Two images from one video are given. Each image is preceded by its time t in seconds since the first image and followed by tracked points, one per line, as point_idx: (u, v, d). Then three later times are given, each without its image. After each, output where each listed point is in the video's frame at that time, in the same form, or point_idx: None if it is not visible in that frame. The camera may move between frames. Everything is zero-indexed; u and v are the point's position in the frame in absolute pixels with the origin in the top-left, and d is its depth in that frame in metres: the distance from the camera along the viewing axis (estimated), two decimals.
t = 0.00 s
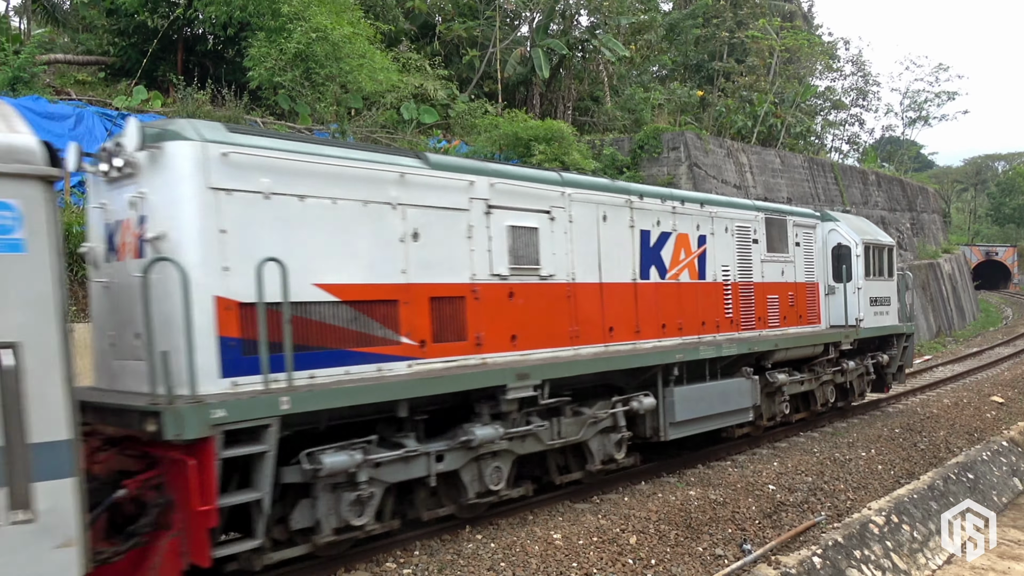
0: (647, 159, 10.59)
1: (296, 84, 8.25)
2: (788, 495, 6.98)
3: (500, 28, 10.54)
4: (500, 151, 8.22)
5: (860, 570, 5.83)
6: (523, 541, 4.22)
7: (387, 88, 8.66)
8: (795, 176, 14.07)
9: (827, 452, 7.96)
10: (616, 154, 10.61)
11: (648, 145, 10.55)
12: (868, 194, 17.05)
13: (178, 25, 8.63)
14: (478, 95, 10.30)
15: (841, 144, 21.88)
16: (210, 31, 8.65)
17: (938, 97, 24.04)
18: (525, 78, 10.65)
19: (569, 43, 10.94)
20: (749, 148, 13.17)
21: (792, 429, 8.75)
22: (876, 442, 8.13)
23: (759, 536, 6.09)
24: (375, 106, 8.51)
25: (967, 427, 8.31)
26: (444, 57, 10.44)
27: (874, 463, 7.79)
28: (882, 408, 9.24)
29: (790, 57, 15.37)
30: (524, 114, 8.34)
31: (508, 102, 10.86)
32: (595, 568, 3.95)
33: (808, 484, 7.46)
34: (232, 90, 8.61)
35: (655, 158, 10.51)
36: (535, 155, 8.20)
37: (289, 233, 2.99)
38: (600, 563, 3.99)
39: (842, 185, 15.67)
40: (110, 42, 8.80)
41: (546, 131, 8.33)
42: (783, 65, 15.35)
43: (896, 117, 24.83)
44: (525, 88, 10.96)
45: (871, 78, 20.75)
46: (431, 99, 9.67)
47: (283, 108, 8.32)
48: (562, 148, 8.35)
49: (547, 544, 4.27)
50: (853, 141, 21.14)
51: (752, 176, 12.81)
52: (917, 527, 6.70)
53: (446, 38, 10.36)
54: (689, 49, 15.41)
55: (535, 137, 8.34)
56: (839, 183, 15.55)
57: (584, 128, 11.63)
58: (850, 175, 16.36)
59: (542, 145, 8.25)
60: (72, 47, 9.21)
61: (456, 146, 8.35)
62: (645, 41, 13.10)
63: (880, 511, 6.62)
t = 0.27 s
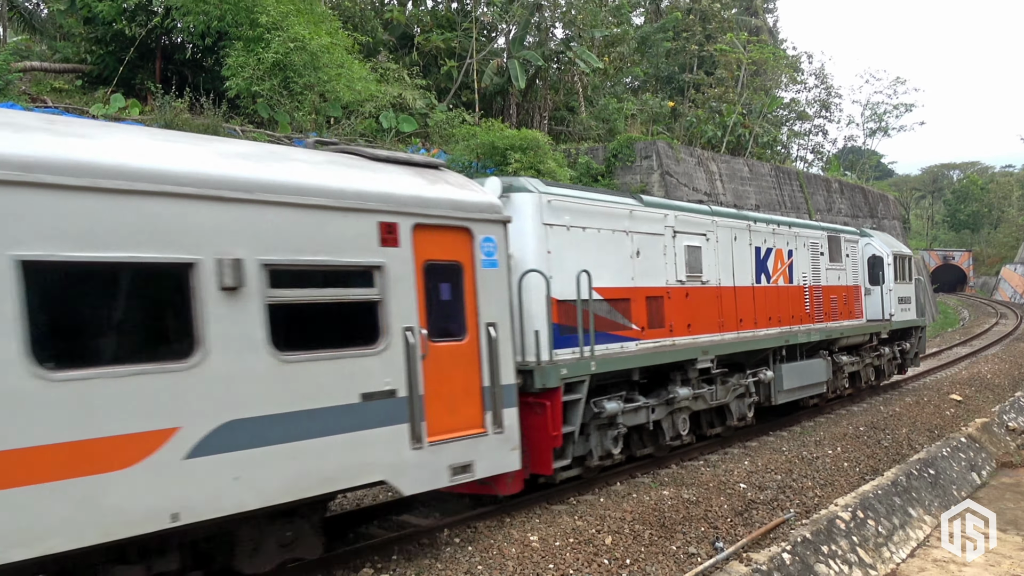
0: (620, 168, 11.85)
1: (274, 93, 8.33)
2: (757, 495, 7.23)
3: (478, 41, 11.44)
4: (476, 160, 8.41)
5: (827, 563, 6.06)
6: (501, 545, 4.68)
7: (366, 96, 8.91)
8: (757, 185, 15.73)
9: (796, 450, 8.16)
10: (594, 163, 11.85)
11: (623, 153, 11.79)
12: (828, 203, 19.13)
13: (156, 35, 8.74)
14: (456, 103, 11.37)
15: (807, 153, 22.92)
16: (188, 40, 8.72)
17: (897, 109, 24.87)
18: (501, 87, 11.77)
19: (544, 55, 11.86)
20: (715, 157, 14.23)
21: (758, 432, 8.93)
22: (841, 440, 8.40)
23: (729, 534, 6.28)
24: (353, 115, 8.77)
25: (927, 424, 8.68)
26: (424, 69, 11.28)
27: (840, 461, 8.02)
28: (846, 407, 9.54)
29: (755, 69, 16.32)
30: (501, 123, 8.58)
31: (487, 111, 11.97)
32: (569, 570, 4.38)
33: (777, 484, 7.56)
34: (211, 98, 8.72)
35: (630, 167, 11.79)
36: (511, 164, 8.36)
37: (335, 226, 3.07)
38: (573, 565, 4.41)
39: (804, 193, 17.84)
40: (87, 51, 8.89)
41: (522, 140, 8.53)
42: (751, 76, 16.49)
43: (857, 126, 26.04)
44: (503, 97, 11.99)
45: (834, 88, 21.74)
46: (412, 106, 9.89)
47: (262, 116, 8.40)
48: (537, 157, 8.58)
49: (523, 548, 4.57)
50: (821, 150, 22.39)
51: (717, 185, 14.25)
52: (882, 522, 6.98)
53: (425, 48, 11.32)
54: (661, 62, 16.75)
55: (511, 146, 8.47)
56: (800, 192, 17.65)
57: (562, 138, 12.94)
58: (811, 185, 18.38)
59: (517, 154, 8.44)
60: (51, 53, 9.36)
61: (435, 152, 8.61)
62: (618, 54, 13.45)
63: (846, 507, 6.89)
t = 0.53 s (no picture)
0: (594, 173, 12.16)
1: (252, 97, 8.40)
2: (727, 493, 7.30)
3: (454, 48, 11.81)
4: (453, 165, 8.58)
5: (794, 559, 6.27)
6: (475, 546, 4.54)
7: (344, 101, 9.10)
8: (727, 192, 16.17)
9: (764, 449, 8.28)
10: (568, 168, 12.18)
11: (596, 160, 12.11)
12: (795, 208, 19.62)
13: (134, 39, 8.87)
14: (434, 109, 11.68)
15: (773, 160, 23.59)
16: (167, 44, 8.83)
17: (859, 119, 25.45)
18: (478, 94, 12.07)
19: (519, 62, 12.15)
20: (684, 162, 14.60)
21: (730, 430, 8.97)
22: (808, 438, 8.56)
23: (700, 532, 6.35)
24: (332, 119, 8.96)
25: (890, 422, 8.96)
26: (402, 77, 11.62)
27: (807, 458, 8.16)
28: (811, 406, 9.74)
29: (724, 78, 16.77)
30: (477, 129, 8.73)
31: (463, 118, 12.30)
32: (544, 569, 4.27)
33: (745, 482, 7.59)
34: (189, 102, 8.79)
35: (602, 172, 12.13)
36: (487, 169, 8.55)
37: (356, 230, 3.20)
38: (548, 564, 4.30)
39: (773, 200, 18.31)
40: (65, 54, 9.10)
41: (497, 146, 8.68)
42: (719, 85, 16.95)
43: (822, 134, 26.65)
44: (479, 103, 12.30)
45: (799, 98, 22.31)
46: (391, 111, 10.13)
47: (240, 120, 8.48)
48: (511, 162, 8.74)
49: (498, 546, 4.62)
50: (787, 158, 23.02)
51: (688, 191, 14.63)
52: (847, 518, 7.23)
53: (401, 56, 11.71)
54: (634, 71, 17.11)
55: (487, 150, 8.68)
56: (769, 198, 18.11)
57: (537, 143, 13.26)
58: (778, 191, 18.87)
59: (493, 159, 8.62)
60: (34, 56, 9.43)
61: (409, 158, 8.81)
62: (592, 62, 13.98)
63: (813, 504, 7.08)
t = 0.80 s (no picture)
0: (569, 178, 12.33)
1: (232, 101, 8.50)
2: (699, 489, 7.44)
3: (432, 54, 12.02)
4: (432, 169, 8.73)
5: (766, 554, 6.44)
6: (454, 542, 4.69)
7: (323, 106, 9.27)
8: (699, 196, 16.41)
9: (736, 447, 8.44)
10: (545, 172, 12.42)
11: (573, 164, 12.33)
12: (765, 211, 19.94)
13: (115, 44, 8.99)
14: (413, 114, 11.87)
15: (744, 165, 24.03)
16: (147, 49, 8.94)
17: (828, 124, 25.89)
18: (455, 99, 12.23)
19: (497, 69, 12.39)
20: (657, 167, 14.81)
21: (700, 429, 9.13)
22: (777, 436, 8.76)
23: (673, 528, 6.50)
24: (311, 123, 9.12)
25: (857, 420, 9.21)
26: (380, 84, 11.83)
27: (778, 455, 8.34)
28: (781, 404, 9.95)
29: (697, 84, 17.10)
30: (455, 135, 8.88)
31: (441, 122, 12.45)
32: (521, 565, 4.44)
33: (718, 479, 7.74)
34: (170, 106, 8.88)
35: (578, 177, 12.34)
36: (465, 173, 8.71)
37: (365, 235, 3.36)
38: (525, 561, 4.47)
39: (743, 203, 18.61)
40: (45, 58, 9.21)
41: (475, 151, 8.84)
42: (692, 92, 17.30)
43: (791, 141, 27.10)
44: (456, 109, 12.46)
45: (769, 104, 22.70)
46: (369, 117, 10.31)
47: (220, 124, 8.56)
48: (489, 166, 8.91)
49: (476, 543, 4.74)
50: (755, 163, 23.48)
51: (660, 195, 14.85)
52: (816, 513, 7.43)
53: (380, 61, 11.93)
54: (608, 79, 17.41)
55: (465, 155, 8.83)
56: (739, 202, 18.42)
57: (514, 148, 13.46)
58: (750, 196, 19.19)
59: (471, 164, 8.78)
60: (10, 61, 9.53)
61: (390, 162, 8.95)
62: (568, 67, 14.52)
63: (784, 499, 7.30)
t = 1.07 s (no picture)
0: (550, 180, 12.60)
1: (216, 105, 8.61)
2: (676, 486, 7.53)
3: (413, 58, 12.15)
4: (414, 172, 8.86)
5: (742, 549, 6.58)
6: (437, 539, 4.85)
7: (305, 110, 9.42)
8: (675, 198, 16.70)
9: (712, 444, 8.57)
10: (525, 176, 12.63)
11: (552, 168, 12.55)
12: (741, 213, 20.22)
13: (98, 49, 9.12)
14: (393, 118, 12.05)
15: (721, 168, 24.34)
16: (132, 54, 9.06)
17: (802, 127, 26.22)
18: (437, 103, 12.37)
19: (478, 74, 12.57)
20: (635, 170, 15.01)
21: (677, 426, 9.27)
22: (753, 433, 8.93)
23: (653, 523, 6.61)
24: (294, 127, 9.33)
25: (831, 417, 9.39)
26: (362, 88, 12.02)
27: (753, 452, 8.49)
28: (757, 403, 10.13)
29: (674, 88, 17.36)
30: (437, 139, 9.02)
31: (422, 126, 12.61)
32: (501, 561, 4.60)
33: (695, 476, 7.86)
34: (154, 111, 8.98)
35: (557, 180, 12.58)
36: (445, 176, 8.85)
37: (314, 238, 3.58)
38: (506, 557, 4.63)
39: (718, 204, 18.87)
40: (30, 62, 9.33)
41: (457, 154, 8.99)
42: (668, 96, 17.56)
43: (766, 144, 27.45)
44: (438, 114, 12.64)
45: (743, 107, 22.99)
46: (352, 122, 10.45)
47: (204, 127, 8.65)
48: (470, 170, 9.06)
49: (458, 538, 4.93)
50: (730, 164, 23.83)
51: (638, 197, 15.06)
52: (791, 508, 7.58)
53: (362, 65, 12.12)
54: (586, 83, 17.64)
55: (447, 158, 8.97)
56: (715, 203, 18.68)
57: (494, 152, 13.66)
58: (726, 197, 19.44)
59: (453, 167, 8.92)
60: None
61: (373, 166, 9.09)
62: (546, 72, 14.71)
63: (759, 495, 7.44)
